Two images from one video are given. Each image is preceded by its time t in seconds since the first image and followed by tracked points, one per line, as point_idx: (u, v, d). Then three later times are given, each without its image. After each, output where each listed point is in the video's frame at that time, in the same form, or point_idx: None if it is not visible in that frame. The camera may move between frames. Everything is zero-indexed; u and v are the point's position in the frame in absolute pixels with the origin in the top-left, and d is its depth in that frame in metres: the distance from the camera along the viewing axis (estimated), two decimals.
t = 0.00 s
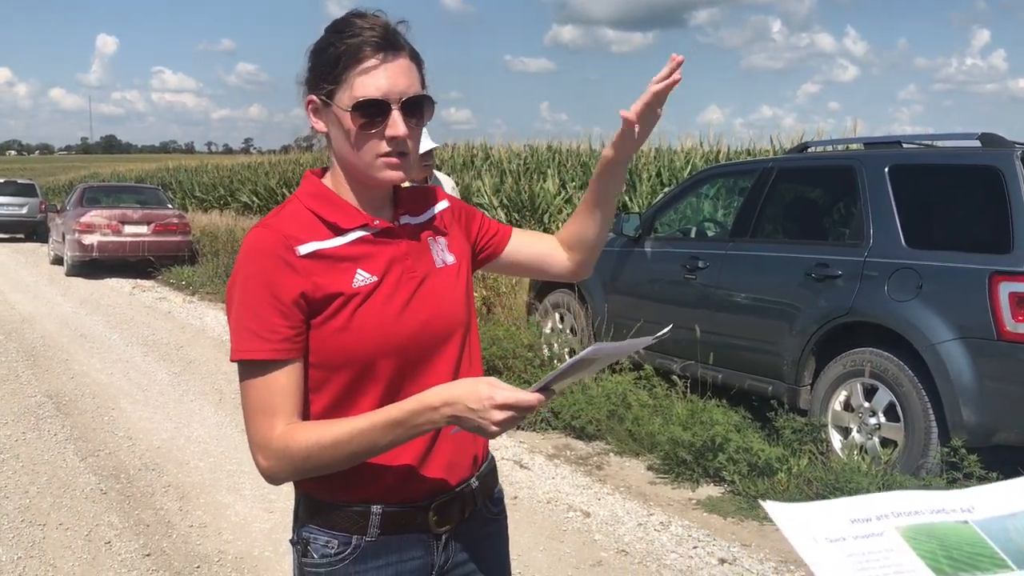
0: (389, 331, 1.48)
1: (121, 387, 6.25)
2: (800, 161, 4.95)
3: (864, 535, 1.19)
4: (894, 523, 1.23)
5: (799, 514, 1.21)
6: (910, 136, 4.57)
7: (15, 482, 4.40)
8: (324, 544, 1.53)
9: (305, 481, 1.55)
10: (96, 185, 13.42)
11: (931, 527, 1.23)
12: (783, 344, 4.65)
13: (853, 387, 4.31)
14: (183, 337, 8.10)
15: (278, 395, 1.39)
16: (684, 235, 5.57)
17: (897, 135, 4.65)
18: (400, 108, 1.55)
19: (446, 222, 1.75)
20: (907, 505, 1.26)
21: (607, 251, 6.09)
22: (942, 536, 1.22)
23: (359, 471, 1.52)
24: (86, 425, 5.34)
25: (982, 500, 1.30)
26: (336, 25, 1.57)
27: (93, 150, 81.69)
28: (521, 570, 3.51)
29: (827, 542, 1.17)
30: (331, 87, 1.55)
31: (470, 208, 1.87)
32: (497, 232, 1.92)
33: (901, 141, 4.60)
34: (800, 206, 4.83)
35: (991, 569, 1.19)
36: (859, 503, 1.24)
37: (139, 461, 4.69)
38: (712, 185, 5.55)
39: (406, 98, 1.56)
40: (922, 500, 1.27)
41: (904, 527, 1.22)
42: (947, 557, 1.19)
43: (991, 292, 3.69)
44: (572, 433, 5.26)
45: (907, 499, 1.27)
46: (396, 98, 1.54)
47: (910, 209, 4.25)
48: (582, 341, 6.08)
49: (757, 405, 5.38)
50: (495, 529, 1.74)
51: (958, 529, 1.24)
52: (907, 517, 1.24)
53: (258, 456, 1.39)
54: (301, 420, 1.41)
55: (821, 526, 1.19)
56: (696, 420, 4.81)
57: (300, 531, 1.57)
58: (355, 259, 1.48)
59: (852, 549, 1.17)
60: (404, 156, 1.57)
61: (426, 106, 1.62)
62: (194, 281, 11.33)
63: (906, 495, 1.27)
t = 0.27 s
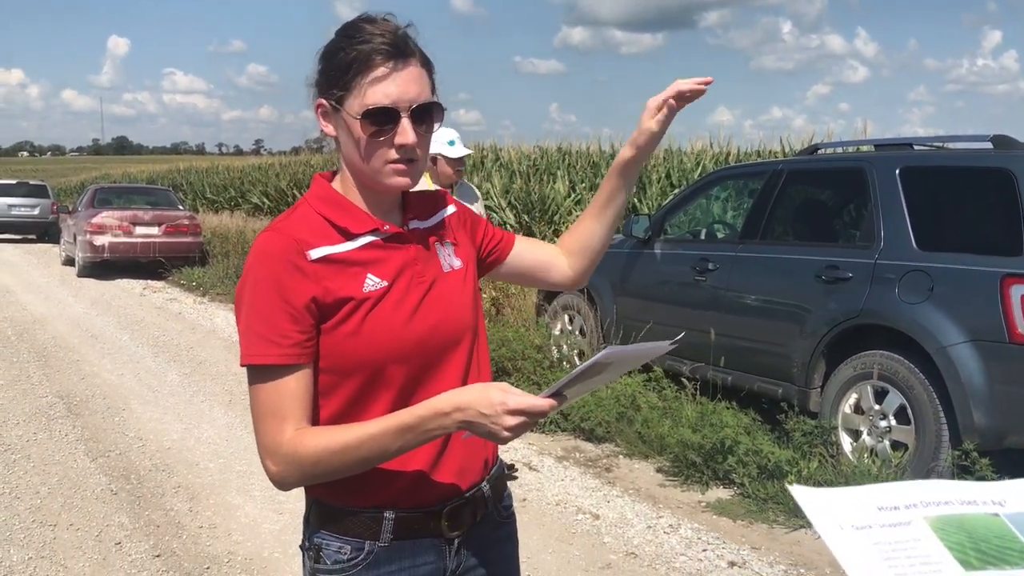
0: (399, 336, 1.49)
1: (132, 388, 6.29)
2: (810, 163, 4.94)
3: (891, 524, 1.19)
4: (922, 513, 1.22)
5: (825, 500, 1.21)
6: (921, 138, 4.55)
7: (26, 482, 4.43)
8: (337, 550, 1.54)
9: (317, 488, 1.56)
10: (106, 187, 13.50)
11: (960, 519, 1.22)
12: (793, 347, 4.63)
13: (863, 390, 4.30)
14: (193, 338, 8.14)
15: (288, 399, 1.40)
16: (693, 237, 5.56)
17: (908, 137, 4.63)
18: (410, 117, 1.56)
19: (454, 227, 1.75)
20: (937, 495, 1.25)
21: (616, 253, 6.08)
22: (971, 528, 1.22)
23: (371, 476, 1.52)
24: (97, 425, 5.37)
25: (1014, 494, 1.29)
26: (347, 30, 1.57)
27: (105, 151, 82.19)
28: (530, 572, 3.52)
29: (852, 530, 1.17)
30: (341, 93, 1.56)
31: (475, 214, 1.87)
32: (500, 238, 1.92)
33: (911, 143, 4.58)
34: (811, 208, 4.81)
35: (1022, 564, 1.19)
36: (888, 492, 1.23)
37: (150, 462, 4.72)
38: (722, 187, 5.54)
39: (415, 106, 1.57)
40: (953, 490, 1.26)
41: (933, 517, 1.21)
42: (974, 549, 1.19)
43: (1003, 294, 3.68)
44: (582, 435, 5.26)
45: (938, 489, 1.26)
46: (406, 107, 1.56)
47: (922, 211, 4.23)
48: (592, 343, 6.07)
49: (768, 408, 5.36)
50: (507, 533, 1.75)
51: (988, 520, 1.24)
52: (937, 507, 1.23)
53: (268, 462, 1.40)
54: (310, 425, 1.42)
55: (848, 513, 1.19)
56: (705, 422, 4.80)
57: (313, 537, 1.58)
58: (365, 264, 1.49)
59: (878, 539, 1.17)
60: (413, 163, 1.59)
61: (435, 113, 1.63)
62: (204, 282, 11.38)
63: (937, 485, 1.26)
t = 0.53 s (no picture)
0: (403, 345, 1.50)
1: (137, 393, 6.30)
2: (815, 169, 4.94)
3: (891, 532, 1.19)
4: (924, 521, 1.22)
5: (827, 506, 1.20)
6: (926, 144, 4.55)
7: (31, 487, 4.44)
8: (339, 560, 1.54)
9: (320, 498, 1.56)
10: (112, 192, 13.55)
11: (962, 527, 1.22)
12: (798, 353, 4.63)
13: (868, 398, 4.29)
14: (198, 343, 8.16)
15: (292, 405, 1.40)
16: (698, 243, 5.56)
17: (913, 143, 4.63)
18: (416, 126, 1.57)
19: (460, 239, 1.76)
20: (938, 503, 1.25)
21: (621, 258, 6.08)
22: (973, 537, 1.21)
23: (374, 486, 1.53)
24: (102, 431, 5.39)
25: (1018, 502, 1.29)
26: (354, 39, 1.58)
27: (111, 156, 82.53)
28: None
29: (852, 538, 1.16)
30: (347, 102, 1.56)
31: (481, 232, 1.87)
32: (505, 264, 1.94)
33: (917, 149, 4.58)
34: (815, 214, 4.81)
35: None
36: (888, 500, 1.23)
37: (154, 468, 4.73)
38: (727, 192, 5.54)
39: (421, 115, 1.58)
40: (955, 498, 1.27)
41: (935, 525, 1.21)
42: (976, 558, 1.19)
43: (1009, 302, 3.66)
44: (585, 442, 5.25)
45: (940, 497, 1.26)
46: (411, 116, 1.56)
47: (927, 217, 4.22)
48: (596, 349, 6.07)
49: (772, 414, 5.36)
50: (509, 543, 1.75)
51: (990, 529, 1.24)
52: (939, 514, 1.23)
53: (271, 468, 1.40)
54: (314, 432, 1.42)
55: (849, 522, 1.18)
56: (710, 429, 4.79)
57: (315, 547, 1.58)
58: (370, 273, 1.50)
59: (879, 547, 1.17)
60: (418, 172, 1.59)
61: (441, 123, 1.63)
62: (210, 287, 11.41)
63: (939, 492, 1.27)
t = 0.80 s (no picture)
0: (399, 351, 1.49)
1: (134, 398, 6.29)
2: (812, 175, 4.94)
3: (872, 543, 1.18)
4: (907, 529, 1.21)
5: (806, 518, 1.20)
6: (924, 150, 4.55)
7: (26, 492, 4.42)
8: (334, 567, 1.53)
9: (316, 504, 1.55)
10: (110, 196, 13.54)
11: (945, 534, 1.21)
12: (795, 359, 4.62)
13: (866, 403, 4.28)
14: (195, 348, 8.14)
15: (287, 412, 1.39)
16: (696, 249, 5.56)
17: (910, 149, 4.63)
18: (414, 126, 1.56)
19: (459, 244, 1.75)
20: (923, 509, 1.24)
21: (618, 264, 6.08)
22: (957, 544, 1.21)
23: (371, 493, 1.52)
24: (98, 435, 5.37)
25: (1005, 505, 1.28)
26: (350, 42, 1.58)
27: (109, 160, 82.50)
28: None
29: (832, 550, 1.15)
30: (344, 105, 1.56)
31: (481, 234, 1.87)
32: (505, 264, 1.92)
33: (914, 155, 4.58)
34: (813, 220, 4.81)
35: None
36: (872, 508, 1.22)
37: (150, 472, 4.71)
38: (725, 198, 5.54)
39: (418, 115, 1.57)
40: (939, 503, 1.26)
41: (917, 533, 1.20)
42: (959, 566, 1.18)
43: (1006, 308, 3.66)
44: (583, 447, 5.24)
45: (925, 502, 1.25)
46: (409, 116, 1.56)
47: (924, 223, 4.22)
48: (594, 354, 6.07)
49: (770, 420, 5.35)
50: (507, 550, 1.74)
51: (975, 535, 1.23)
52: (922, 522, 1.22)
53: (267, 476, 1.39)
54: (309, 439, 1.41)
55: (830, 533, 1.17)
56: (707, 434, 4.78)
57: (310, 554, 1.57)
58: (366, 279, 1.49)
59: (860, 558, 1.16)
60: (416, 173, 1.59)
61: (438, 123, 1.63)
62: (207, 291, 11.40)
63: (923, 497, 1.25)
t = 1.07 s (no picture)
0: (390, 353, 1.48)
1: (126, 398, 6.26)
2: (806, 178, 4.95)
3: (869, 531, 1.17)
4: (903, 516, 1.20)
5: (804, 505, 1.17)
6: (917, 155, 4.57)
7: (16, 493, 4.40)
8: (321, 567, 1.52)
9: (304, 504, 1.55)
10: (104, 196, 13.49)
11: (941, 521, 1.21)
12: (788, 361, 4.63)
13: (858, 407, 4.28)
14: (188, 349, 8.12)
15: (275, 411, 1.39)
16: (690, 252, 5.56)
17: (903, 154, 4.64)
18: (408, 131, 1.56)
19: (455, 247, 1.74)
20: (918, 495, 1.23)
21: (612, 266, 6.09)
22: (952, 532, 1.21)
23: (361, 493, 1.51)
24: (89, 436, 5.35)
25: (1000, 490, 1.29)
26: (346, 44, 1.57)
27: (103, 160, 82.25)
28: None
29: (827, 540, 1.14)
30: (340, 107, 1.55)
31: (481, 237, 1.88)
32: (505, 271, 1.91)
33: (908, 159, 4.59)
34: (806, 224, 4.82)
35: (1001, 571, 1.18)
36: (867, 493, 1.21)
37: (141, 473, 4.69)
38: (719, 201, 5.54)
39: (414, 120, 1.57)
40: (935, 489, 1.25)
41: (914, 520, 1.20)
42: (954, 555, 1.18)
43: (998, 312, 3.67)
44: (575, 450, 5.24)
45: (921, 488, 1.24)
46: (404, 121, 1.55)
47: (916, 227, 4.24)
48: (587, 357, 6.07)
49: (763, 424, 5.35)
50: (499, 555, 1.73)
51: (972, 521, 1.23)
52: (919, 508, 1.21)
53: (255, 474, 1.39)
54: (297, 438, 1.40)
55: (825, 521, 1.15)
56: (700, 437, 4.78)
57: (298, 554, 1.57)
58: (358, 280, 1.49)
59: (855, 548, 1.15)
60: (411, 177, 1.58)
61: (434, 128, 1.62)
62: (201, 292, 11.37)
63: (921, 483, 1.24)
